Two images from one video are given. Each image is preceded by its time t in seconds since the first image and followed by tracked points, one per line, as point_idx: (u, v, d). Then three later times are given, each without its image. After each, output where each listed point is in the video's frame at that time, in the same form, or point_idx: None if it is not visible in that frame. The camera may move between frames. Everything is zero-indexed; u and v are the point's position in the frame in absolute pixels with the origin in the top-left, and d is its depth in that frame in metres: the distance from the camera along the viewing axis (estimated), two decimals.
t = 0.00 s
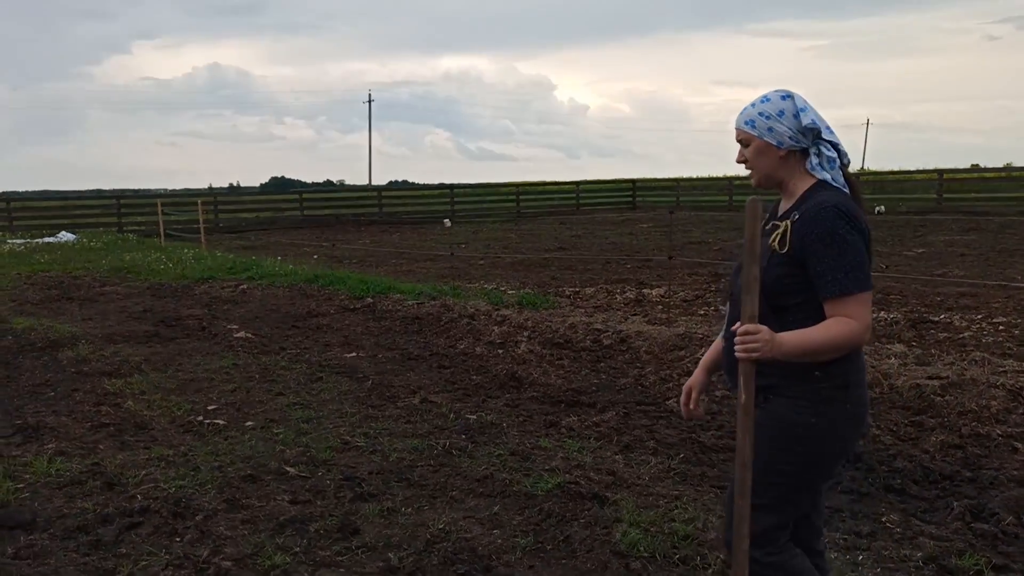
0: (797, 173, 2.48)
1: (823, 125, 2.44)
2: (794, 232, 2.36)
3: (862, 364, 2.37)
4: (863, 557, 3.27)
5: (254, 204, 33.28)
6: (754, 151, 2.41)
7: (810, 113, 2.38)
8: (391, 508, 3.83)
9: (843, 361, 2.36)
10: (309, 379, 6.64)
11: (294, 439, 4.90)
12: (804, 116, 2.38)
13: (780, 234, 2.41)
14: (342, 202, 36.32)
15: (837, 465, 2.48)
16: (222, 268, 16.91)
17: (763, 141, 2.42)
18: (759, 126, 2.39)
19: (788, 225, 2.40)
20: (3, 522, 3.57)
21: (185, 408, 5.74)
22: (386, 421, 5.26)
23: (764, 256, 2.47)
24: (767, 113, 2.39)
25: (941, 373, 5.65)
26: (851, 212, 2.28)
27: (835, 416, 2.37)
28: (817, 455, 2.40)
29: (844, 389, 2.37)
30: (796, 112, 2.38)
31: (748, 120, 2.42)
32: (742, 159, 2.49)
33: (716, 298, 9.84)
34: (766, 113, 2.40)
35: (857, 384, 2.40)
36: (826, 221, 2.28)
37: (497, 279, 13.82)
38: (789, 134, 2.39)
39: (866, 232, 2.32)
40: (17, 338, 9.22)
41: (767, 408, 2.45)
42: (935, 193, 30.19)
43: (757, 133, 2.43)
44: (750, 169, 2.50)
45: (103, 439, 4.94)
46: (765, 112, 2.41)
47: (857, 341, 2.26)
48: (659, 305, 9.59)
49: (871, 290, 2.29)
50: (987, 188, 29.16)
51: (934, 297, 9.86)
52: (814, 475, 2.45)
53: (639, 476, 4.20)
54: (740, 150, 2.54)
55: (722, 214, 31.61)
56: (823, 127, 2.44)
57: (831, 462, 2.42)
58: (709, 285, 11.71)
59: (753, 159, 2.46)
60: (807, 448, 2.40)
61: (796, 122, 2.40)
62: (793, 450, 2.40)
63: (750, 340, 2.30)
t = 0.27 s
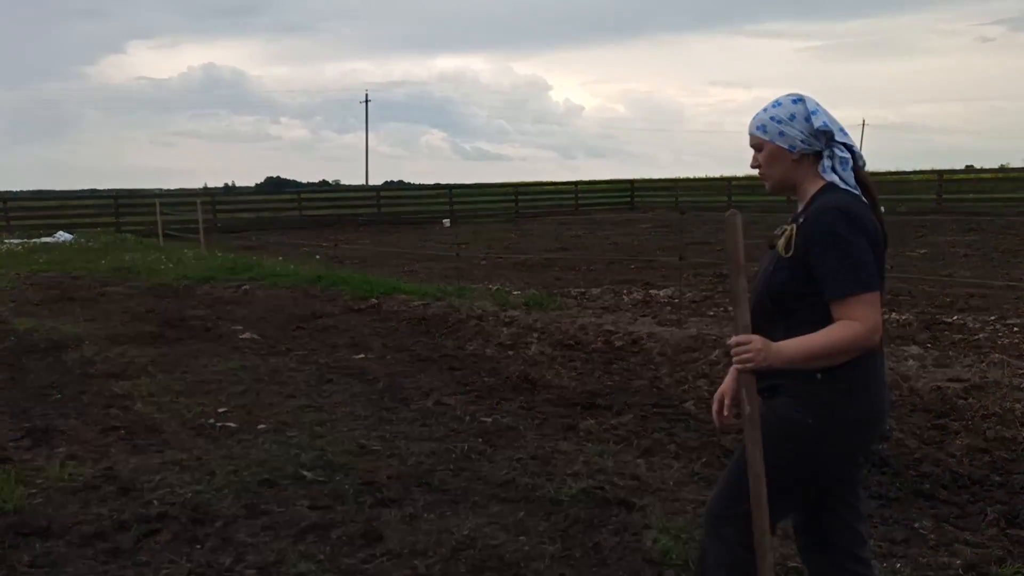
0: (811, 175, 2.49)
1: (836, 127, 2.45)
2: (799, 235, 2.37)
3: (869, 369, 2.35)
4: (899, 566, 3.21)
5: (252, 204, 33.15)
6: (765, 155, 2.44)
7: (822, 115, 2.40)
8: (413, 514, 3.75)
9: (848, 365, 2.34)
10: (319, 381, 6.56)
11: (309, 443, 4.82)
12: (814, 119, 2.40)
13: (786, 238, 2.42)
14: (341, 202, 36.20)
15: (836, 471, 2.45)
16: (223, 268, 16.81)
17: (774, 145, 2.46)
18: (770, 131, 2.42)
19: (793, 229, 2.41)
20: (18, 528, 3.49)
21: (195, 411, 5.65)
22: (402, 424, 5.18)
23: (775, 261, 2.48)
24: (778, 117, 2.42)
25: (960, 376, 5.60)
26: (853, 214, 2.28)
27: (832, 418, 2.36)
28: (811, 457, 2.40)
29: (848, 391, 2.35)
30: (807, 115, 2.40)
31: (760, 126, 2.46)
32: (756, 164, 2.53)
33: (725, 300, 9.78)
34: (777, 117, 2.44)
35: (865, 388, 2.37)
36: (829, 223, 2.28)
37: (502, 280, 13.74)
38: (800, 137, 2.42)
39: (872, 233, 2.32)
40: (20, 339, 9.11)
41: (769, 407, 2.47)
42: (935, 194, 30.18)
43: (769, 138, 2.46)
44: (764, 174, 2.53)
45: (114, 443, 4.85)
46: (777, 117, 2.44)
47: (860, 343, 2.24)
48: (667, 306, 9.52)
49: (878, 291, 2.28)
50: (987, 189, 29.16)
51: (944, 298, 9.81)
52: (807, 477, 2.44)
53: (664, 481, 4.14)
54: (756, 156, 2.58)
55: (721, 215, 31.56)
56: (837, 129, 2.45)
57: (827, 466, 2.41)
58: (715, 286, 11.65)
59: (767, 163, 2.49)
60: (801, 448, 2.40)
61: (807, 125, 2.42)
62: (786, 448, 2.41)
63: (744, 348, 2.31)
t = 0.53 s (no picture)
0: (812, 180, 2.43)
1: (838, 132, 2.37)
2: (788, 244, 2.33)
3: (861, 372, 2.27)
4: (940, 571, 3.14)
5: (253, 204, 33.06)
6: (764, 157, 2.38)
7: (826, 120, 2.32)
8: (438, 518, 3.68)
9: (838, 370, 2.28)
10: (331, 382, 6.49)
11: (327, 445, 4.75)
12: (818, 124, 2.32)
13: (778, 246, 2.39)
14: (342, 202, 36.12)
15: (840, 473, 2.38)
16: (226, 269, 16.73)
17: (775, 147, 2.39)
18: (771, 133, 2.35)
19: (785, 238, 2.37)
20: (37, 532, 3.42)
21: (208, 412, 5.58)
22: (419, 426, 5.11)
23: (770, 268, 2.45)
24: (781, 119, 2.34)
25: (982, 378, 5.54)
26: (838, 221, 2.22)
27: (827, 423, 2.30)
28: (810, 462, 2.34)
29: (839, 396, 2.28)
30: (810, 119, 2.33)
31: (762, 126, 2.39)
32: (756, 164, 2.46)
33: (736, 300, 9.72)
34: (780, 119, 2.36)
35: (858, 391, 2.29)
36: (812, 232, 2.23)
37: (507, 281, 13.68)
38: (802, 142, 2.35)
39: (861, 240, 2.24)
40: (25, 340, 9.03)
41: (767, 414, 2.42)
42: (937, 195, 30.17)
43: (770, 138, 2.39)
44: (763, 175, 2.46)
45: (129, 445, 4.78)
46: (780, 119, 2.37)
47: (841, 349, 2.18)
48: (677, 307, 9.46)
49: (865, 300, 2.20)
50: (989, 190, 29.16)
51: (955, 299, 9.77)
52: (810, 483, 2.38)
53: (690, 484, 4.07)
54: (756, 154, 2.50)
55: (723, 216, 31.53)
56: (840, 134, 2.37)
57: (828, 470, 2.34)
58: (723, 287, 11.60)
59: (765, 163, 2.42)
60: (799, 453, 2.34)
61: (810, 129, 2.35)
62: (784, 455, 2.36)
63: (722, 363, 2.33)
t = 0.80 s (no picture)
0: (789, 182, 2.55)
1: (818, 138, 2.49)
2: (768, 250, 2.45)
3: (848, 369, 2.39)
4: None
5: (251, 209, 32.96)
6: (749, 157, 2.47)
7: (810, 127, 2.43)
8: (465, 525, 3.66)
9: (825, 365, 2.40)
10: (343, 387, 6.46)
11: (345, 452, 4.72)
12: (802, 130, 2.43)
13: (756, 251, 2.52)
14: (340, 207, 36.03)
15: (833, 468, 2.49)
16: (228, 274, 16.65)
17: (758, 148, 2.49)
18: (756, 134, 2.45)
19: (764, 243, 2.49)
20: (62, 541, 3.40)
21: (222, 418, 5.55)
22: (437, 432, 5.09)
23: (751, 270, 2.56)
24: (767, 121, 2.44)
25: (999, 382, 5.54)
26: (818, 227, 2.34)
27: (816, 418, 2.42)
28: (803, 455, 2.46)
29: (826, 389, 2.41)
30: (795, 125, 2.43)
31: (747, 125, 2.48)
32: (736, 162, 2.56)
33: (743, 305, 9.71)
34: (766, 121, 2.46)
35: (845, 385, 2.41)
36: (793, 241, 2.35)
37: (511, 285, 13.64)
38: (785, 145, 2.46)
39: (841, 243, 2.37)
40: (30, 345, 8.97)
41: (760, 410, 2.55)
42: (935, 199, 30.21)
43: (755, 138, 2.49)
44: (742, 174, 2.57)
45: (147, 452, 4.74)
46: (766, 120, 2.46)
47: (840, 349, 2.31)
48: (686, 311, 9.43)
49: (849, 299, 2.33)
50: (988, 194, 29.20)
51: (962, 303, 9.77)
52: (803, 478, 2.49)
53: (714, 490, 4.06)
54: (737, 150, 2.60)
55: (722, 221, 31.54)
56: (819, 140, 2.49)
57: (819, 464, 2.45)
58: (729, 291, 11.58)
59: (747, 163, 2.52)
60: (791, 447, 2.46)
61: (793, 134, 2.46)
62: (777, 449, 2.49)
63: (730, 338, 2.35)
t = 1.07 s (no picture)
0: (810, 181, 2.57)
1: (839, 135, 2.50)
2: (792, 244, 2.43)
3: (867, 372, 2.42)
4: None
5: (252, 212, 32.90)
6: (770, 153, 2.49)
7: (831, 126, 2.45)
8: (492, 533, 3.60)
9: (844, 367, 2.42)
10: (357, 392, 6.41)
11: (365, 458, 4.67)
12: (824, 128, 2.45)
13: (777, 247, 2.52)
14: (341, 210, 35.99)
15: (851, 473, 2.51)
16: (231, 277, 16.60)
17: (780, 146, 2.50)
18: (778, 132, 2.47)
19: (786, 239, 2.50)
20: (85, 551, 3.35)
21: (237, 424, 5.50)
22: (455, 437, 5.04)
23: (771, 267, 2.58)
24: (789, 119, 2.46)
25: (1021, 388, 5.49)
26: (844, 223, 2.33)
27: (840, 423, 2.42)
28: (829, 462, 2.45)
29: (848, 392, 2.42)
30: (817, 123, 2.45)
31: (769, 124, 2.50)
32: (757, 161, 2.58)
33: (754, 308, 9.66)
34: (788, 119, 2.47)
35: (864, 388, 2.44)
36: (819, 234, 2.34)
37: (517, 289, 13.61)
38: (807, 143, 2.48)
39: (865, 243, 2.36)
40: (38, 350, 8.91)
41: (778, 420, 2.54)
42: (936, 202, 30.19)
43: (776, 137, 2.50)
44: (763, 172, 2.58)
45: (163, 458, 4.69)
46: (787, 119, 2.48)
47: (858, 341, 2.26)
48: (696, 315, 9.39)
49: (870, 298, 2.32)
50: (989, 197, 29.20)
51: (975, 307, 9.74)
52: (830, 486, 2.47)
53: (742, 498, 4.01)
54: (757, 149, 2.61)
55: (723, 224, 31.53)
56: (839, 140, 2.52)
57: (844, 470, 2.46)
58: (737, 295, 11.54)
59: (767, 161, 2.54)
60: (816, 455, 2.45)
61: (815, 132, 2.48)
62: (802, 458, 2.47)
63: (766, 284, 2.30)
